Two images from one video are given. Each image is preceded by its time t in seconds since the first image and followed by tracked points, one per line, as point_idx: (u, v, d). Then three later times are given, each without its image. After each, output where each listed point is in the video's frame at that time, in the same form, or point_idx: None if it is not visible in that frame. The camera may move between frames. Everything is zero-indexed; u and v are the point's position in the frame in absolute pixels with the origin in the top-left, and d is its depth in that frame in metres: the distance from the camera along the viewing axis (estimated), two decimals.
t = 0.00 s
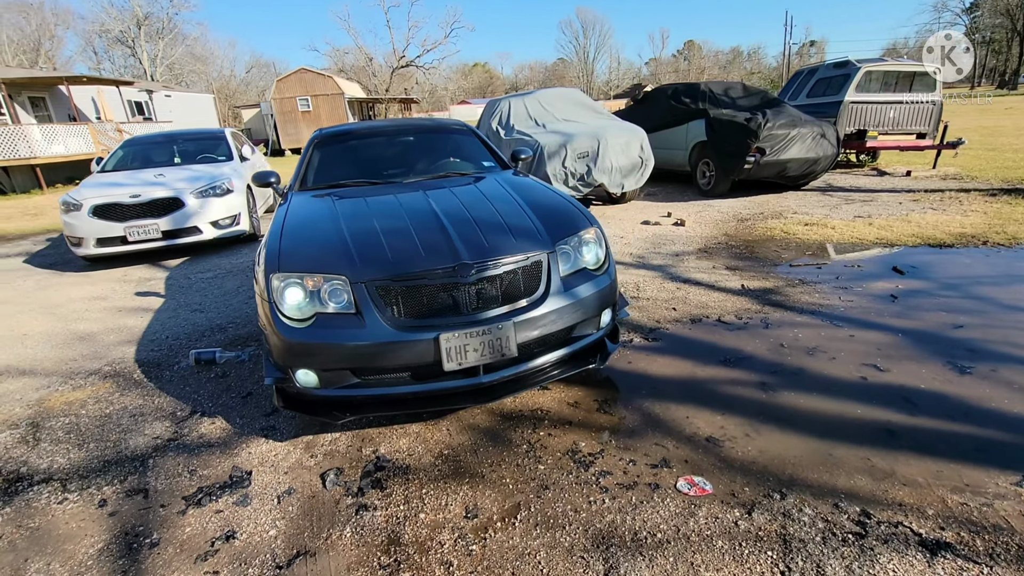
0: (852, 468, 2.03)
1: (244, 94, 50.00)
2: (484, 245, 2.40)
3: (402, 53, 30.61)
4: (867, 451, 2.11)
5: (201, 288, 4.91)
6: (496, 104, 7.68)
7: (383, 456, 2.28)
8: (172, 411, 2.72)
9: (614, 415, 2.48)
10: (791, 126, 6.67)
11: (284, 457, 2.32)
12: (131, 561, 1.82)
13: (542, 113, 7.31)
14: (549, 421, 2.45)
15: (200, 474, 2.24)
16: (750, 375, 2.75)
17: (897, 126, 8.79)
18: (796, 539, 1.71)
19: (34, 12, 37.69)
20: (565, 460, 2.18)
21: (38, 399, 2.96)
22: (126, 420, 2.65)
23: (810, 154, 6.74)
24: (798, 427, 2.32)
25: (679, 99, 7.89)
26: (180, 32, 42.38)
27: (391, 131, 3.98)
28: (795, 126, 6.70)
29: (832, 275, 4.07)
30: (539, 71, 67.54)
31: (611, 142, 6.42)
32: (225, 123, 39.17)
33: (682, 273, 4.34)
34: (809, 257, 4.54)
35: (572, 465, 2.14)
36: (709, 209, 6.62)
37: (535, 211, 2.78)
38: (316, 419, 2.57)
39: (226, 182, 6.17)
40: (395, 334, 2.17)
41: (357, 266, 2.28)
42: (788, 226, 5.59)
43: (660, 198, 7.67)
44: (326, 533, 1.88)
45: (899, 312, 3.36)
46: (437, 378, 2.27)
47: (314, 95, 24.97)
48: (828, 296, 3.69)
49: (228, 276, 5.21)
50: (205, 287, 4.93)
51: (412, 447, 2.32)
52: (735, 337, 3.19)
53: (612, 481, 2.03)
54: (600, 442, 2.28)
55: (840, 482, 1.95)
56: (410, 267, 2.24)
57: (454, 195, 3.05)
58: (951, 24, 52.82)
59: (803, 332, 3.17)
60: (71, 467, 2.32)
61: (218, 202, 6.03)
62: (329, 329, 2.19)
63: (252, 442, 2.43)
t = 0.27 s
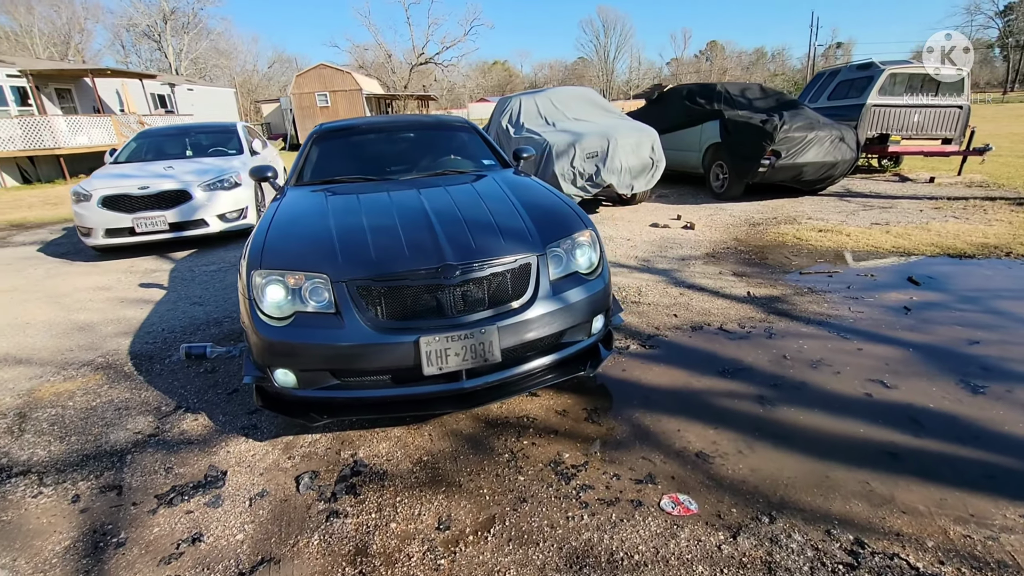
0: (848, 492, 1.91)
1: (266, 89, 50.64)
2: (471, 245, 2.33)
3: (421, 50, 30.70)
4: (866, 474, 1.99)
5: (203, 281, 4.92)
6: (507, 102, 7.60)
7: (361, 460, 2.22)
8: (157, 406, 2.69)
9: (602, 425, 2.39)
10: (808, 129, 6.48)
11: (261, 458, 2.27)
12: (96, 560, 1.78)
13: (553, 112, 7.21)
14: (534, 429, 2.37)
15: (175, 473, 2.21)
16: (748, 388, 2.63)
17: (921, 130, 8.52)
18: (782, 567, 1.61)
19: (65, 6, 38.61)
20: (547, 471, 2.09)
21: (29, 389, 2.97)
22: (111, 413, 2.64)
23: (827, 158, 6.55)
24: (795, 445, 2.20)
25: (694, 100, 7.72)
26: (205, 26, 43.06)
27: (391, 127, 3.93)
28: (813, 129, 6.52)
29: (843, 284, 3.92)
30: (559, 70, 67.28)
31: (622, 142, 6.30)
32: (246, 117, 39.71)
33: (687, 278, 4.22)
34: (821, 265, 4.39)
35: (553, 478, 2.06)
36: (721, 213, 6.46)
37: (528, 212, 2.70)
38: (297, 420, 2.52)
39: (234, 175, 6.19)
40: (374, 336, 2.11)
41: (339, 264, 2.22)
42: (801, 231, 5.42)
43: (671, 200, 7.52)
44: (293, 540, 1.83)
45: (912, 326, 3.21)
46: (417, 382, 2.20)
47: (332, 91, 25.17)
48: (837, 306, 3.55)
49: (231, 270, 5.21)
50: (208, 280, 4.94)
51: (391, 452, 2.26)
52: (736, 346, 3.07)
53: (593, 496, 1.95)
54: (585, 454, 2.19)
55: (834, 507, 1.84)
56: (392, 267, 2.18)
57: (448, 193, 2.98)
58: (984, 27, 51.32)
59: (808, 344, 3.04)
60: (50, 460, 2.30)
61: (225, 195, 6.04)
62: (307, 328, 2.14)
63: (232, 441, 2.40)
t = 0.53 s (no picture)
0: (842, 515, 1.82)
1: (282, 85, 51.09)
2: (455, 250, 2.27)
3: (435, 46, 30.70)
4: (862, 496, 1.90)
5: (204, 278, 4.93)
6: (514, 99, 7.52)
7: (340, 468, 2.17)
8: (144, 407, 2.68)
9: (589, 436, 2.31)
10: (822, 128, 6.32)
11: (241, 463, 2.24)
12: (66, 567, 1.76)
13: (560, 109, 7.11)
14: (519, 439, 2.31)
15: (154, 477, 2.18)
16: (745, 399, 2.54)
17: (942, 129, 8.26)
18: None
19: (87, 3, 39.24)
20: (528, 484, 2.03)
21: (22, 386, 2.98)
22: (97, 414, 2.63)
23: (841, 158, 6.38)
24: (789, 461, 2.11)
25: (705, 97, 7.57)
26: (223, 22, 43.48)
27: (389, 125, 3.89)
28: (826, 128, 6.35)
29: (851, 290, 3.79)
30: (574, 66, 66.93)
31: (629, 140, 6.17)
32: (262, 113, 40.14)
33: (690, 281, 4.12)
34: (829, 269, 4.25)
35: (533, 492, 1.99)
36: (730, 214, 6.32)
37: (518, 215, 2.63)
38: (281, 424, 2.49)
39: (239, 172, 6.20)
40: (353, 342, 2.06)
41: (319, 268, 2.18)
42: (811, 234, 5.27)
43: (680, 199, 7.39)
44: (264, 551, 1.79)
45: (920, 336, 3.08)
46: (398, 389, 2.15)
47: (346, 87, 25.28)
48: (843, 313, 3.43)
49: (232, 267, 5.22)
50: (209, 277, 4.94)
51: (371, 461, 2.21)
52: (735, 355, 2.97)
53: (574, 513, 1.88)
54: (569, 466, 2.13)
55: (825, 531, 1.75)
56: (373, 271, 2.13)
57: (439, 194, 2.92)
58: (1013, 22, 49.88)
59: (810, 353, 2.93)
60: (33, 461, 2.30)
61: (230, 192, 6.05)
62: (286, 333, 2.10)
63: (214, 445, 2.37)
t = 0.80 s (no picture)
0: (835, 525, 1.75)
1: (297, 83, 51.53)
2: (442, 249, 2.23)
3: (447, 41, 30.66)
4: (857, 504, 1.82)
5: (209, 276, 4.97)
6: (520, 94, 7.45)
7: (326, 470, 2.16)
8: (139, 405, 2.70)
9: (579, 438, 2.27)
10: (835, 120, 6.15)
11: (228, 464, 2.24)
12: (49, 567, 1.77)
13: (566, 104, 7.03)
14: (507, 441, 2.27)
15: (143, 477, 2.19)
16: (742, 402, 2.47)
17: (963, 120, 8.00)
18: None
19: (107, 3, 39.92)
20: (513, 488, 2.00)
21: (24, 384, 3.02)
22: (93, 412, 2.65)
23: (855, 151, 6.21)
24: (784, 467, 2.04)
25: (715, 90, 7.42)
26: (238, 21, 43.91)
27: (386, 123, 3.86)
28: (840, 121, 6.18)
29: (860, 288, 3.67)
30: (588, 60, 66.40)
31: (637, 134, 6.05)
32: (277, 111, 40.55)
33: (693, 279, 4.03)
34: (838, 266, 4.13)
35: (517, 496, 1.96)
36: (739, 209, 6.19)
37: (509, 213, 2.58)
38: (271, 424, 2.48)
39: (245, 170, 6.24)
40: (336, 343, 2.04)
41: (304, 268, 2.16)
42: (822, 230, 5.14)
43: (689, 195, 7.26)
44: (244, 554, 1.78)
45: (930, 336, 2.97)
46: (383, 391, 2.13)
47: (358, 84, 25.39)
48: (850, 312, 3.33)
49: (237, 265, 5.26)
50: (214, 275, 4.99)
51: (357, 463, 2.19)
52: (735, 355, 2.89)
53: (557, 519, 1.84)
54: (556, 470, 2.09)
55: (816, 541, 1.69)
56: (357, 272, 2.11)
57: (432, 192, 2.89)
58: None
59: (813, 354, 2.85)
60: (28, 459, 2.32)
61: (236, 190, 6.09)
62: (270, 334, 2.08)
63: (204, 444, 2.37)
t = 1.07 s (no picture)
0: (819, 534, 1.69)
1: (316, 79, 52.03)
2: (425, 247, 2.21)
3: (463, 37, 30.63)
4: (844, 513, 1.76)
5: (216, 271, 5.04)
6: (528, 89, 7.39)
7: (308, 467, 2.16)
8: (134, 399, 2.74)
9: (563, 440, 2.23)
10: (851, 114, 5.98)
11: (214, 459, 2.26)
12: (32, 558, 1.81)
13: (574, 98, 6.95)
14: (490, 441, 2.25)
15: (130, 471, 2.22)
16: (733, 404, 2.40)
17: (988, 113, 7.72)
18: None
19: (132, 2, 40.75)
20: (491, 489, 1.97)
21: (28, 377, 3.10)
22: (90, 405, 2.70)
23: (872, 145, 6.02)
24: (771, 472, 1.98)
25: (728, 84, 7.26)
26: (258, 18, 44.42)
27: (384, 119, 3.85)
28: (856, 114, 6.01)
29: (867, 288, 3.56)
30: (606, 54, 65.76)
31: (644, 129, 5.95)
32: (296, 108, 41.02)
33: (695, 276, 3.95)
34: (847, 264, 4.01)
35: (495, 498, 1.93)
36: (749, 205, 6.06)
37: (498, 210, 2.54)
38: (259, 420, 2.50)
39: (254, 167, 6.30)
40: (316, 341, 2.04)
41: (287, 266, 2.16)
42: (833, 227, 5.00)
43: (700, 191, 7.13)
44: (220, 549, 1.79)
45: (937, 338, 2.86)
46: (364, 390, 2.12)
47: (374, 80, 25.53)
48: (855, 312, 3.22)
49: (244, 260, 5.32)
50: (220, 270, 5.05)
51: (339, 460, 2.19)
52: (731, 356, 2.82)
53: (532, 521, 1.81)
54: (536, 471, 2.06)
55: (796, 550, 1.64)
56: (339, 269, 2.10)
57: (423, 189, 2.86)
58: None
59: (812, 356, 2.76)
60: (23, 451, 2.37)
61: (244, 187, 6.16)
62: (252, 331, 2.09)
63: (193, 439, 2.40)
